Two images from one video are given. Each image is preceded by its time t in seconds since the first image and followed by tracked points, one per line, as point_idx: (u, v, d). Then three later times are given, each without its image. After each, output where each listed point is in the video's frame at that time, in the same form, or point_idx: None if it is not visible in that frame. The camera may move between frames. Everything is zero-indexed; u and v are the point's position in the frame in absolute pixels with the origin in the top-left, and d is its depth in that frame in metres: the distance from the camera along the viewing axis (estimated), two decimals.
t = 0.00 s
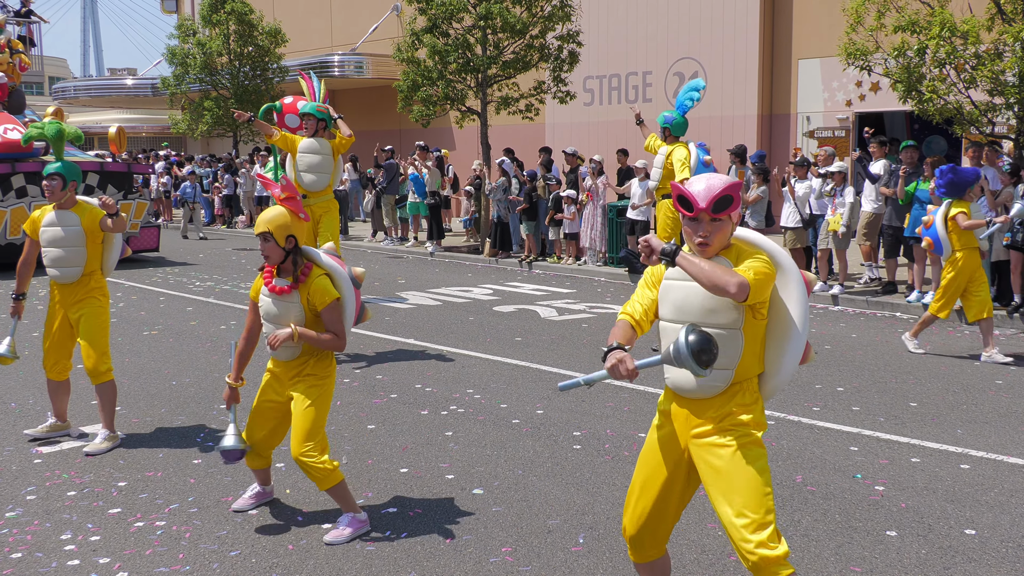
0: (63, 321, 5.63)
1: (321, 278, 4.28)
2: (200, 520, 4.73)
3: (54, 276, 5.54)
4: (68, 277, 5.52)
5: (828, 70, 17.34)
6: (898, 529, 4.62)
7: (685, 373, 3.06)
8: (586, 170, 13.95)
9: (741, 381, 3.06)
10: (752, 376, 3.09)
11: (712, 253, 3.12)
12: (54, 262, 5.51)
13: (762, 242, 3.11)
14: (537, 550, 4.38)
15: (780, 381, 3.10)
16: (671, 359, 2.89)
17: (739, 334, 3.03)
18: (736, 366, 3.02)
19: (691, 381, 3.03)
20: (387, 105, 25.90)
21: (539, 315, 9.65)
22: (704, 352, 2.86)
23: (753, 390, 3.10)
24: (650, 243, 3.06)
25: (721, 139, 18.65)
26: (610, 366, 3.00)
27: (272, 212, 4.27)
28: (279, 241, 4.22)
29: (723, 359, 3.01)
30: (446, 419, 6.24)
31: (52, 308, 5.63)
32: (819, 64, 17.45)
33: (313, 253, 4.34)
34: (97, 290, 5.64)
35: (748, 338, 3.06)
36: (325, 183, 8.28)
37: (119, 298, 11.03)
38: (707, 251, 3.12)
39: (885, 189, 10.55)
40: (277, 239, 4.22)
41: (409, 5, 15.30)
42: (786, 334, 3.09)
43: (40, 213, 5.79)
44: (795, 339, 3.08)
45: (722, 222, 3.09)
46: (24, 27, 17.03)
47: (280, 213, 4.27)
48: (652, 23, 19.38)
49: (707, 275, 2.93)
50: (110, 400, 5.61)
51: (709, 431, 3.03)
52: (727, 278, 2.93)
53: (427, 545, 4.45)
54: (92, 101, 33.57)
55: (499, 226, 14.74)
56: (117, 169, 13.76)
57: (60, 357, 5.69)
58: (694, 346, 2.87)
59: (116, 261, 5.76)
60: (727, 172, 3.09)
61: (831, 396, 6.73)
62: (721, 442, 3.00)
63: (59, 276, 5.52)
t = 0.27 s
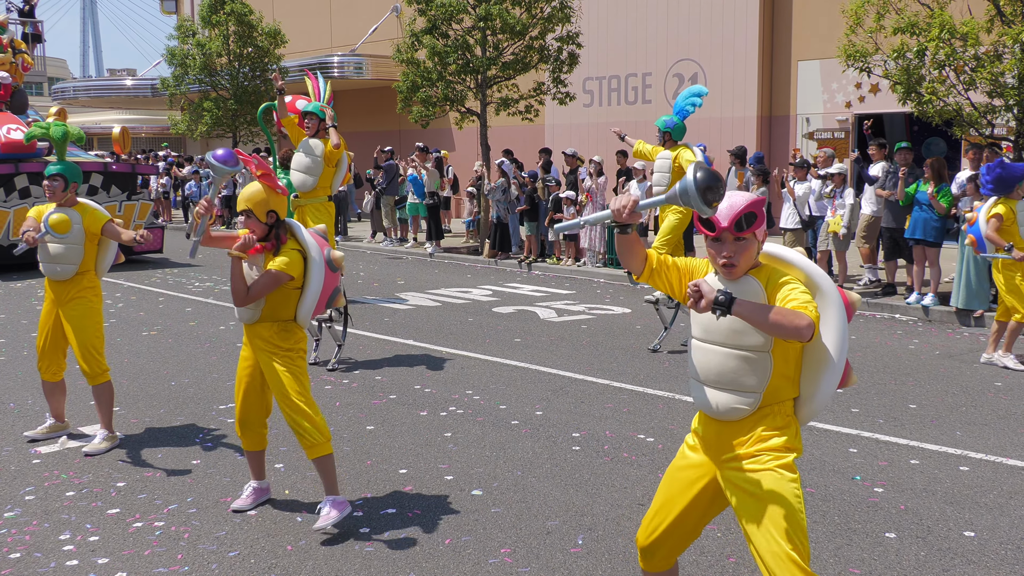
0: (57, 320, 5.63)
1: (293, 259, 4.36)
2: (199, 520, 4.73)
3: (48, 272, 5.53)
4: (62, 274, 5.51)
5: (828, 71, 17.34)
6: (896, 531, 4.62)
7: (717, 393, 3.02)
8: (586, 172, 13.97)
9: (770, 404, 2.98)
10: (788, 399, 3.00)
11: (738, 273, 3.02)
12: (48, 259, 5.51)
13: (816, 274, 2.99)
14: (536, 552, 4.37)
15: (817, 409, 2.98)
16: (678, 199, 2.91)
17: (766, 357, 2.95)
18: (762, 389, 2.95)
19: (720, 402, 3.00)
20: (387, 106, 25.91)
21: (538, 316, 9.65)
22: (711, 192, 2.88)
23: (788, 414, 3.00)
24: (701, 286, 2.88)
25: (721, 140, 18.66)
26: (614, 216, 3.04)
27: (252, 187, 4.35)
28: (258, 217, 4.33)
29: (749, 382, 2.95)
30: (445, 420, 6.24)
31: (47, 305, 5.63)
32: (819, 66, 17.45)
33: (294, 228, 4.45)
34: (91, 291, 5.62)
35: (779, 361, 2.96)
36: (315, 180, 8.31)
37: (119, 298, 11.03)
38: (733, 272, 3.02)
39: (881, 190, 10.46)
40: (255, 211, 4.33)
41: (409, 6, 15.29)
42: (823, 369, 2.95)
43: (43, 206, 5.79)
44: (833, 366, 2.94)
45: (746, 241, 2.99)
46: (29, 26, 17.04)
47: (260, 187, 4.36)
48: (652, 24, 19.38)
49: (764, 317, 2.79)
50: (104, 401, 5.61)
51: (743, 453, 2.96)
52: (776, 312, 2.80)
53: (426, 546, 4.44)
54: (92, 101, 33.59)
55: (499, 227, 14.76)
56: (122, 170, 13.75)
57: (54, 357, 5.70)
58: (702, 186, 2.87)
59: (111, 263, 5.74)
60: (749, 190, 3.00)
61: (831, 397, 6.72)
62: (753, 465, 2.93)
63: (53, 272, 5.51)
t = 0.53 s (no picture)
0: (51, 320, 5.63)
1: (271, 268, 4.37)
2: (198, 521, 4.73)
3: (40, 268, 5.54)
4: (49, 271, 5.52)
5: (828, 74, 17.35)
6: (896, 533, 4.62)
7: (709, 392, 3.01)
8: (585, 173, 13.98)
9: (761, 408, 2.96)
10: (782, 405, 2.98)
11: (747, 275, 3.01)
12: (41, 255, 5.53)
13: (826, 281, 2.93)
14: (535, 553, 4.37)
15: (814, 416, 2.96)
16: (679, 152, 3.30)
17: (756, 362, 2.92)
18: (751, 392, 2.93)
19: (711, 402, 3.00)
20: (387, 107, 25.91)
21: (537, 317, 9.65)
22: (710, 147, 3.28)
23: (781, 417, 2.98)
24: (728, 317, 2.69)
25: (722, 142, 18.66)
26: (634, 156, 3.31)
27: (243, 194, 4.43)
28: (247, 223, 4.40)
29: (738, 386, 2.93)
30: (444, 422, 6.23)
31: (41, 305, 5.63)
32: (820, 68, 17.45)
33: (284, 238, 4.47)
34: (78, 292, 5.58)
35: (772, 367, 2.93)
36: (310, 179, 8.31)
37: (119, 299, 11.03)
38: (741, 274, 3.01)
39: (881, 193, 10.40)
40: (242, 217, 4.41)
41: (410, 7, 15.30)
42: (826, 371, 2.92)
43: (43, 202, 5.78)
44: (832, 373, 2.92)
45: (756, 243, 2.98)
46: (33, 25, 17.04)
47: (253, 194, 4.42)
48: (653, 26, 19.38)
49: (778, 328, 2.75)
50: (99, 400, 5.62)
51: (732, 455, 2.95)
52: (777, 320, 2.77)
53: (426, 547, 4.44)
54: (93, 101, 33.60)
55: (499, 229, 14.79)
56: (127, 170, 13.74)
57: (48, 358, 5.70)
58: (699, 141, 3.27)
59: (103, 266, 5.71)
60: (761, 192, 3.02)
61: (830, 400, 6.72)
62: (738, 467, 2.92)
63: (43, 267, 5.53)
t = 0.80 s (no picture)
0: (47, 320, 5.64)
1: (267, 273, 4.36)
2: (199, 522, 4.73)
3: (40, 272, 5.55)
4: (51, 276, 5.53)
5: (829, 75, 17.35)
6: (897, 534, 4.62)
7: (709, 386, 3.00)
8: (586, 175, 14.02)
9: (757, 405, 2.95)
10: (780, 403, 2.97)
11: (756, 271, 3.00)
12: (40, 258, 5.54)
13: (831, 282, 2.92)
14: (536, 554, 4.37)
15: (813, 414, 2.94)
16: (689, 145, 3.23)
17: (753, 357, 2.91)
18: (747, 388, 2.92)
19: (707, 396, 3.00)
20: (388, 108, 25.92)
21: (538, 318, 9.65)
22: (717, 139, 3.20)
23: (779, 414, 2.97)
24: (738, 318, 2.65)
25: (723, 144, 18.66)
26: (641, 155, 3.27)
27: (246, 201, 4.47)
28: (247, 226, 4.40)
29: (736, 381, 2.93)
30: (445, 423, 6.23)
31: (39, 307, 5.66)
32: (821, 70, 17.45)
33: (280, 241, 4.46)
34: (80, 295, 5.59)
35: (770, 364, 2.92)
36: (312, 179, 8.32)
37: (120, 299, 11.04)
38: (749, 270, 3.00)
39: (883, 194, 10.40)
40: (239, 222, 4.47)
41: (411, 9, 15.30)
42: (826, 370, 2.91)
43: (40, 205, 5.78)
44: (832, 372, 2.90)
45: (764, 239, 2.97)
46: (38, 25, 17.05)
47: (258, 199, 4.46)
48: (654, 27, 19.38)
49: (768, 327, 2.74)
50: (99, 404, 5.62)
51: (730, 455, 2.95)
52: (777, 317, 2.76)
53: (426, 548, 4.44)
54: (94, 102, 33.64)
55: (500, 230, 14.84)
56: (132, 171, 13.73)
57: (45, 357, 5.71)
58: (707, 133, 3.19)
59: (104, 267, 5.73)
60: (770, 188, 2.99)
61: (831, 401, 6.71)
62: (735, 466, 2.92)
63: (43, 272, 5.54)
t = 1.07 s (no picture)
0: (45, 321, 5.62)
1: (268, 272, 4.38)
2: (200, 522, 4.73)
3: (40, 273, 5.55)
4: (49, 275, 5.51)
5: (830, 75, 17.35)
6: (898, 535, 4.62)
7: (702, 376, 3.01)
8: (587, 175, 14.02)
9: (747, 398, 2.94)
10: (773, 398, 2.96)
11: (762, 264, 3.01)
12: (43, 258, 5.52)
13: (829, 283, 2.95)
14: (537, 555, 4.37)
15: (803, 409, 2.92)
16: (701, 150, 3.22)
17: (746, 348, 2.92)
18: (738, 380, 2.92)
19: (698, 387, 3.00)
20: (389, 109, 25.92)
21: (539, 319, 9.65)
22: (730, 144, 3.19)
23: (772, 409, 2.96)
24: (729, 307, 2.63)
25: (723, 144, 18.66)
26: (653, 158, 3.31)
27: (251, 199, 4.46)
28: (250, 223, 4.36)
29: (727, 372, 2.93)
30: (447, 423, 6.23)
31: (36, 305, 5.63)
32: (822, 70, 17.46)
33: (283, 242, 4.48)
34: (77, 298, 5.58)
35: (762, 356, 2.92)
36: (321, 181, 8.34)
37: (121, 300, 11.05)
38: (756, 261, 3.02)
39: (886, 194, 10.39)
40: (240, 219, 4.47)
41: (411, 9, 15.30)
42: (821, 366, 2.90)
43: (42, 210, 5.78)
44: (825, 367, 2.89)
45: (772, 232, 2.98)
46: (40, 25, 17.01)
47: (263, 198, 4.40)
48: (655, 28, 19.38)
49: (760, 312, 2.73)
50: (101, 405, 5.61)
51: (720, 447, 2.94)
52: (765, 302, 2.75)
53: (427, 548, 4.44)
54: (95, 103, 33.66)
55: (500, 230, 14.87)
56: (139, 172, 13.67)
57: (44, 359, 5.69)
58: (720, 137, 3.18)
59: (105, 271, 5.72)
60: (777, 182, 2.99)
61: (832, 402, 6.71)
62: (727, 461, 2.92)
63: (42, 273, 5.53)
